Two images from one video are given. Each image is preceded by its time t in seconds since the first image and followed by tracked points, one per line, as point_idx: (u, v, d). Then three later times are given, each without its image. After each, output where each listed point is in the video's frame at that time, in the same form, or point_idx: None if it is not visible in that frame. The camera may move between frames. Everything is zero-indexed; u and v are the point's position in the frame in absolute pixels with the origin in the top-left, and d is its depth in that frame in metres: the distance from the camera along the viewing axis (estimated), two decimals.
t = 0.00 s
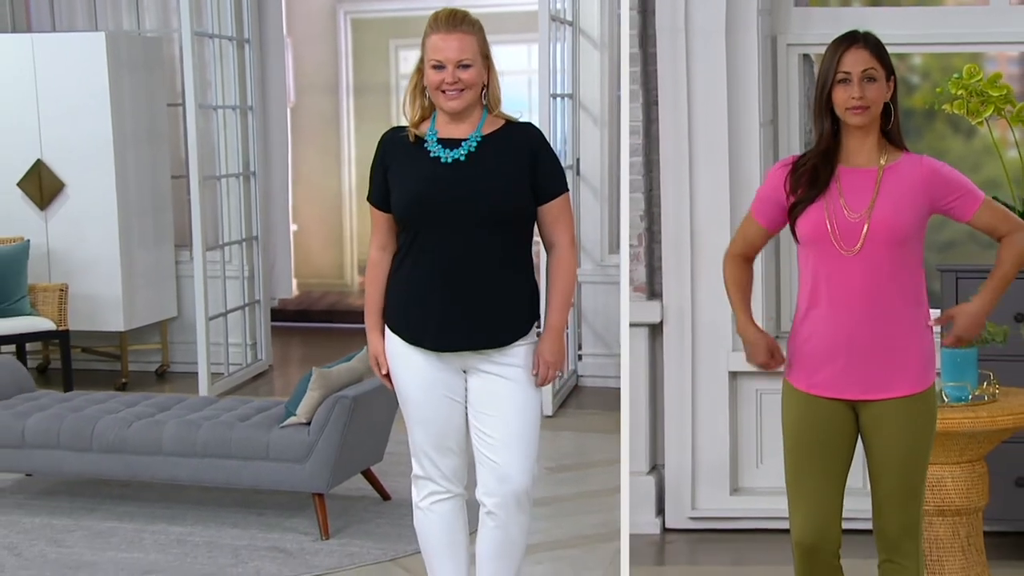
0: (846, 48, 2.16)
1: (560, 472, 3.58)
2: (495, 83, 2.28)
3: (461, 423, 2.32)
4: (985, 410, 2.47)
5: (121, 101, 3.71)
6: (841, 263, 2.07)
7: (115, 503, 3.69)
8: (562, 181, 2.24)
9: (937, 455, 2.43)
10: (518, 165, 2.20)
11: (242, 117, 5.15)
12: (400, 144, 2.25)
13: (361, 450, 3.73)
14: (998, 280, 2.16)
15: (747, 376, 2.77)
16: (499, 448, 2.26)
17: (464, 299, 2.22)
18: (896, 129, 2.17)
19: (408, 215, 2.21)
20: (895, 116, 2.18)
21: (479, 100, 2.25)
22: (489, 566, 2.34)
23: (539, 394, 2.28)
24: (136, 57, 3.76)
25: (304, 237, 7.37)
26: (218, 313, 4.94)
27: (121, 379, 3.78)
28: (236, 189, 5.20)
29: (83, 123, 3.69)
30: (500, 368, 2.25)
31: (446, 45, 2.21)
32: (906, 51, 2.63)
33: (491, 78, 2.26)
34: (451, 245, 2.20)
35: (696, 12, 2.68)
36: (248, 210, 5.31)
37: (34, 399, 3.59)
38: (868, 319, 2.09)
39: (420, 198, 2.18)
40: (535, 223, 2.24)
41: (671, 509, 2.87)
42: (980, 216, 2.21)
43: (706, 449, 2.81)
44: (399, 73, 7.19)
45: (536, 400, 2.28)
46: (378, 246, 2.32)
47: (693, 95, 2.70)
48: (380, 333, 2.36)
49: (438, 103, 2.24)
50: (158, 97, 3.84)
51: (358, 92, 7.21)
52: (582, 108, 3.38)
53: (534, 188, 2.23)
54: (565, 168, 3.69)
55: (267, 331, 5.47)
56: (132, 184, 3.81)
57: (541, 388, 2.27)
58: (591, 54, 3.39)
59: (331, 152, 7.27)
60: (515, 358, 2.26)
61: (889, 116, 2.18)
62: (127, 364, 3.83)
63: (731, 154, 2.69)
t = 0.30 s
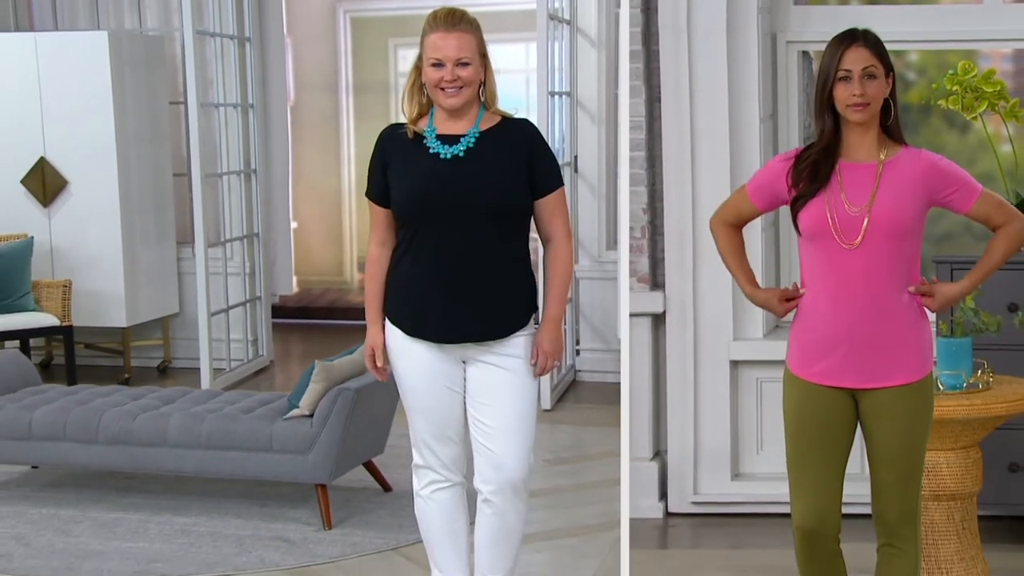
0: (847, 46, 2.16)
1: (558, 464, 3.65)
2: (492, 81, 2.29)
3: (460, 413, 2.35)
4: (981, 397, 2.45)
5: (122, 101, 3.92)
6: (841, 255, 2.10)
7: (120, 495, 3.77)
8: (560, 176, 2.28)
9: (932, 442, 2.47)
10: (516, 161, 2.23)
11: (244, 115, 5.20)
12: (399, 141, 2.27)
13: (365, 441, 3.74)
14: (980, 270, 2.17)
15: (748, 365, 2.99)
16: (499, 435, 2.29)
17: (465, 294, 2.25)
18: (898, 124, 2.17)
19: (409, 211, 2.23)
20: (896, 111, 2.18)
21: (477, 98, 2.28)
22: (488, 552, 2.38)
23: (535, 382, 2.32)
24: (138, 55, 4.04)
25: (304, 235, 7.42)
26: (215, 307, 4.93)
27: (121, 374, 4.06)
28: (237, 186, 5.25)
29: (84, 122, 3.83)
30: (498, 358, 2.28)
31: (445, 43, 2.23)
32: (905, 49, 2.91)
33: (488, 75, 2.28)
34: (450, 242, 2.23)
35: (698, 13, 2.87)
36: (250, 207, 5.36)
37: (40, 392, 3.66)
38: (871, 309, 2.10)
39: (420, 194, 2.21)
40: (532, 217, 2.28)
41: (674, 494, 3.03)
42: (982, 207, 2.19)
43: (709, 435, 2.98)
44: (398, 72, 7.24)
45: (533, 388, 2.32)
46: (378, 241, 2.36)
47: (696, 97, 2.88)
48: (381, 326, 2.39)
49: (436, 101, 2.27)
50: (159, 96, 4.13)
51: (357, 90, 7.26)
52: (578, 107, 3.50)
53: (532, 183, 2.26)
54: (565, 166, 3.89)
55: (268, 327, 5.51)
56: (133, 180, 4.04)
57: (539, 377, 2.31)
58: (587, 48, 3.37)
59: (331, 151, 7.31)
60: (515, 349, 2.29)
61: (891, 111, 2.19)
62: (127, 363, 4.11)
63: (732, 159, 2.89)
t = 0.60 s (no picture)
0: (843, 47, 2.23)
1: (556, 459, 3.62)
2: (490, 83, 2.36)
3: (463, 405, 2.39)
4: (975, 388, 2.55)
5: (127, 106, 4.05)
6: (838, 251, 2.16)
7: (128, 488, 3.79)
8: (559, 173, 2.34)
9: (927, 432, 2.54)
10: (515, 158, 2.29)
11: (245, 115, 5.19)
12: (402, 140, 2.32)
13: (367, 435, 3.82)
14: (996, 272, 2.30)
15: (750, 359, 2.88)
16: (500, 427, 2.34)
17: (468, 290, 2.30)
18: (892, 124, 2.22)
19: (414, 210, 2.28)
20: (890, 111, 2.24)
21: (477, 97, 2.33)
22: (490, 541, 2.44)
23: (536, 375, 2.37)
24: (142, 56, 4.16)
25: (305, 233, 7.47)
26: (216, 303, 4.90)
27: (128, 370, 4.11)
28: (239, 185, 5.31)
29: (89, 120, 3.94)
30: (500, 351, 2.33)
31: (447, 45, 2.28)
32: (900, 48, 2.74)
33: (487, 76, 2.34)
34: (453, 242, 2.28)
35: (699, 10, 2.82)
36: (252, 205, 5.42)
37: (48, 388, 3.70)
38: (861, 304, 2.17)
39: (423, 192, 2.27)
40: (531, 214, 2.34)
41: (676, 485, 2.97)
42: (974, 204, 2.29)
43: (711, 423, 2.91)
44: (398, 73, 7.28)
45: (533, 380, 2.36)
46: (380, 239, 2.40)
47: (696, 91, 2.83)
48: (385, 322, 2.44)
49: (438, 101, 2.31)
50: (163, 96, 4.23)
51: (358, 91, 7.32)
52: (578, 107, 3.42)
53: (531, 182, 2.32)
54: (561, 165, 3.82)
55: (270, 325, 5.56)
56: (138, 179, 4.18)
57: (540, 370, 2.35)
58: (585, 49, 3.39)
59: (331, 151, 7.37)
60: (517, 342, 2.34)
61: (886, 112, 2.24)
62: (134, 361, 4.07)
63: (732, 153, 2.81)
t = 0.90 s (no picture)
0: (838, 47, 2.28)
1: (558, 452, 3.84)
2: (494, 83, 2.41)
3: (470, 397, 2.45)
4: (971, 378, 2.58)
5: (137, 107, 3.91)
6: (836, 247, 2.21)
7: (138, 481, 3.85)
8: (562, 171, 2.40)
9: (924, 422, 2.57)
10: (521, 157, 2.35)
11: (253, 116, 5.28)
12: (409, 139, 2.38)
13: (374, 428, 3.93)
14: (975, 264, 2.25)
15: (749, 350, 3.14)
16: (507, 418, 2.39)
17: (476, 288, 2.36)
18: (887, 122, 2.28)
19: (422, 209, 2.34)
20: (884, 109, 2.30)
21: (481, 98, 2.39)
22: (496, 531, 2.49)
23: (541, 368, 2.44)
24: (150, 58, 4.01)
25: (309, 231, 7.54)
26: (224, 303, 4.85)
27: (138, 366, 3.91)
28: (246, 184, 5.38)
29: (98, 121, 3.80)
30: (508, 345, 2.39)
31: (453, 47, 2.33)
32: (897, 50, 3.03)
33: (491, 78, 2.39)
34: (460, 241, 2.34)
35: (701, 22, 3.06)
36: (259, 203, 5.50)
37: (60, 382, 3.68)
38: (863, 296, 2.21)
39: (431, 191, 2.32)
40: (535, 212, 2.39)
41: (680, 475, 3.19)
42: (965, 202, 2.30)
43: (712, 414, 3.16)
44: (402, 74, 7.34)
45: (539, 373, 2.43)
46: (386, 237, 2.44)
47: (697, 97, 3.07)
48: (393, 319, 2.47)
49: (444, 102, 2.37)
50: (171, 97, 4.10)
51: (362, 92, 7.38)
52: (578, 106, 3.54)
53: (535, 180, 2.39)
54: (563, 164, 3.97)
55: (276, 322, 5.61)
56: (146, 182, 4.01)
57: (545, 362, 2.43)
58: (586, 50, 3.48)
59: (335, 151, 7.43)
60: (525, 336, 2.40)
61: (879, 109, 2.30)
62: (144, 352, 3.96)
63: (732, 149, 3.07)
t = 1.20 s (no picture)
0: (835, 44, 2.34)
1: (559, 447, 4.01)
2: (498, 86, 2.45)
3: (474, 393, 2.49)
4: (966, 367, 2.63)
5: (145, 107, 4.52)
6: (832, 238, 2.27)
7: (149, 476, 4.01)
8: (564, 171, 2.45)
9: (919, 410, 2.61)
10: (524, 157, 2.39)
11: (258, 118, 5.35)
12: (414, 141, 2.42)
13: (378, 426, 3.88)
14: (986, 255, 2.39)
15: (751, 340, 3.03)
16: (509, 414, 2.44)
17: (480, 288, 2.40)
18: (882, 118, 2.34)
19: (428, 209, 2.39)
20: (879, 105, 2.35)
21: (485, 101, 2.43)
22: (500, 523, 2.54)
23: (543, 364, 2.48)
24: (158, 61, 4.61)
25: (315, 232, 7.59)
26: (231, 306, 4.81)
27: (149, 365, 4.58)
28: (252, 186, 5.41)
29: (107, 122, 4.49)
30: (510, 343, 2.44)
31: (458, 51, 2.39)
32: (893, 45, 2.88)
33: (495, 81, 2.44)
34: (465, 242, 2.39)
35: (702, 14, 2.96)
36: (264, 205, 5.49)
37: (73, 378, 4.00)
38: (856, 288, 2.28)
39: (436, 192, 2.37)
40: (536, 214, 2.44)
41: (681, 460, 3.06)
42: (960, 194, 2.38)
43: (713, 403, 3.03)
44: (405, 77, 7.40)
45: (541, 369, 2.47)
46: (393, 236, 2.49)
47: (699, 83, 2.97)
48: (399, 317, 2.52)
49: (449, 105, 2.41)
50: (177, 99, 4.69)
51: (365, 95, 7.44)
52: (579, 108, 3.82)
53: (538, 178, 2.43)
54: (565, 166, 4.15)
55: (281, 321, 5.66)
56: (154, 184, 4.67)
57: (547, 358, 2.47)
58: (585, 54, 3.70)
59: (339, 152, 7.50)
60: (527, 333, 2.45)
61: (874, 106, 2.36)
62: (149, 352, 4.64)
63: (732, 144, 2.97)
